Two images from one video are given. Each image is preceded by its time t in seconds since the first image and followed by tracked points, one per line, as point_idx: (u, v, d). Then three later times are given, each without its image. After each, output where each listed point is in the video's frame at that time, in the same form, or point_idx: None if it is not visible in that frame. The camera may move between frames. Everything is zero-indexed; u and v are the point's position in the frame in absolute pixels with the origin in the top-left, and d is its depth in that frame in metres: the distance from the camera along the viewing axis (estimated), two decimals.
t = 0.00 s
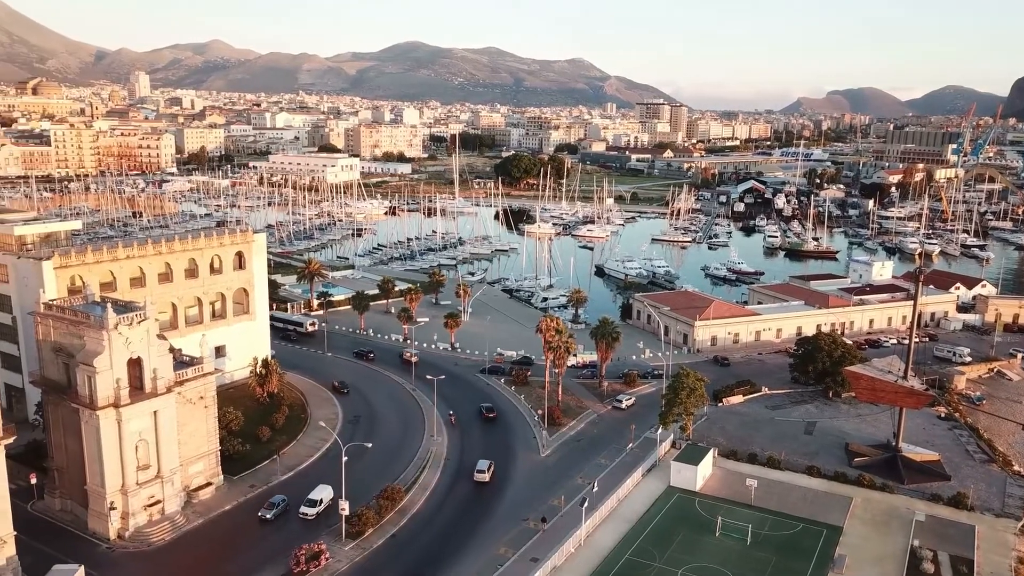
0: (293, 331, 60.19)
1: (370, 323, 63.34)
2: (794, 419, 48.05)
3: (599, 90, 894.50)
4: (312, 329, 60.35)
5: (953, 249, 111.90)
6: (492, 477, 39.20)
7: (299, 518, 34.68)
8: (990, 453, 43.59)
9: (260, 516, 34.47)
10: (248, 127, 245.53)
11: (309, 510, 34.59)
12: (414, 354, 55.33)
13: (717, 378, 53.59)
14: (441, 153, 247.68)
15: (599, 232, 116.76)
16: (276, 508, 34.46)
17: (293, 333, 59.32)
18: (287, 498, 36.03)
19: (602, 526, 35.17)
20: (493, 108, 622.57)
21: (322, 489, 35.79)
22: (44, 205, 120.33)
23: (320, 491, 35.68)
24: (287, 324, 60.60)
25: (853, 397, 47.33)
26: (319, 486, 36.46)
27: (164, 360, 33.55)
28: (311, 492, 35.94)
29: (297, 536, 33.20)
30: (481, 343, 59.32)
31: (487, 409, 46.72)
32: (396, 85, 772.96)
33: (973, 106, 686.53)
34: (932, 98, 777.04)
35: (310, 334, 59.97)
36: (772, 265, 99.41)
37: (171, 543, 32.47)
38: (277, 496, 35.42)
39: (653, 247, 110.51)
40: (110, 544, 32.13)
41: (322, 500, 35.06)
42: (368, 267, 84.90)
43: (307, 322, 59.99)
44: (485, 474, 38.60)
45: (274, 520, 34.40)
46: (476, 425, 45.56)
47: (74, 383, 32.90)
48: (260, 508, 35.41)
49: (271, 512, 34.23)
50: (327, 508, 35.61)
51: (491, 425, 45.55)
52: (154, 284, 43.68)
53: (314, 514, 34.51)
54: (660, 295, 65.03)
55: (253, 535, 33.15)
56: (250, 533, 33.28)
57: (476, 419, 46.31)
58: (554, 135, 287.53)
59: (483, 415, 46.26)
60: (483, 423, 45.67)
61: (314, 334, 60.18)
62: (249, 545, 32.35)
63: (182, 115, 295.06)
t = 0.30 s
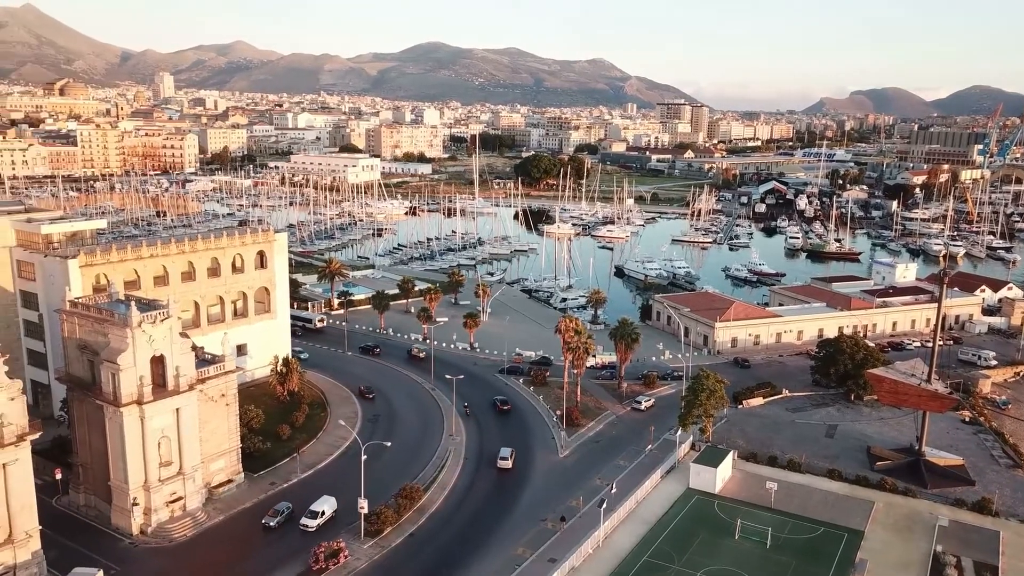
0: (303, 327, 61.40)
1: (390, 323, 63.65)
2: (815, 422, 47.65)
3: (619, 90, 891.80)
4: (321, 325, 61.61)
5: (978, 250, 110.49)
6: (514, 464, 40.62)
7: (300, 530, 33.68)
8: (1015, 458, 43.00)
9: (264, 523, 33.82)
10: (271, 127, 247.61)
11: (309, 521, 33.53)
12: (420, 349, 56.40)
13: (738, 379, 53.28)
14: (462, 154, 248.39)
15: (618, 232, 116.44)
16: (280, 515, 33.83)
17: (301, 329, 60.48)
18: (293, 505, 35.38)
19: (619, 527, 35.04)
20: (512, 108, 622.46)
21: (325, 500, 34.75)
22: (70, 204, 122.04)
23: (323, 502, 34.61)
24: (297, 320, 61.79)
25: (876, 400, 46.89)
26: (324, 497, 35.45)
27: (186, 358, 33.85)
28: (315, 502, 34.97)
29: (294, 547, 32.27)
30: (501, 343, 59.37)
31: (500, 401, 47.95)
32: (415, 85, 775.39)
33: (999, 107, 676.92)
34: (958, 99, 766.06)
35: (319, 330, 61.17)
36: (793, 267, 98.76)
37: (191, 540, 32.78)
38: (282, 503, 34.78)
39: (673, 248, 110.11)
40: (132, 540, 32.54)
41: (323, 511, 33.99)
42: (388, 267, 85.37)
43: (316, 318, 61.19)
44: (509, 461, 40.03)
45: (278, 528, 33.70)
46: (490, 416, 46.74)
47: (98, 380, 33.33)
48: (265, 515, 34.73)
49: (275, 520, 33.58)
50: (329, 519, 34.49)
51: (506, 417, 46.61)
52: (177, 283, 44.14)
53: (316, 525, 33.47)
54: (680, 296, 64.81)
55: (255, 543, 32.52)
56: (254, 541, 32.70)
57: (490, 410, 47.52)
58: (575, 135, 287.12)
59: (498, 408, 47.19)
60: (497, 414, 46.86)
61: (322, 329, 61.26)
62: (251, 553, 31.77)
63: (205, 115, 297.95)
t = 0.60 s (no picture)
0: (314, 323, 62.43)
1: (409, 323, 63.91)
2: (836, 425, 47.24)
3: (638, 91, 888.65)
4: (330, 320, 62.60)
5: (1004, 253, 109.01)
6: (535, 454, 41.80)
7: (297, 542, 32.61)
8: None
9: (266, 531, 33.18)
10: (292, 128, 249.52)
11: (307, 534, 32.42)
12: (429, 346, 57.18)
13: (758, 382, 52.95)
14: (481, 154, 248.89)
15: (638, 233, 116.06)
16: (282, 524, 33.13)
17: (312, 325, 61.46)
18: (298, 513, 34.68)
19: (637, 530, 34.92)
20: (531, 108, 622.09)
21: (326, 511, 33.73)
22: (96, 203, 123.80)
23: (324, 514, 33.52)
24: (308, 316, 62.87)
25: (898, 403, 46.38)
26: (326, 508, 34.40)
27: (208, 357, 34.16)
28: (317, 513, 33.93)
29: (292, 558, 31.44)
30: (519, 344, 59.40)
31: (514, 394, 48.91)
32: (435, 85, 777.47)
33: None
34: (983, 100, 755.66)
35: (328, 326, 62.11)
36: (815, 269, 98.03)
37: (212, 536, 33.06)
38: (286, 510, 34.07)
39: (694, 249, 109.69)
40: (153, 536, 32.88)
41: (322, 523, 32.92)
42: (407, 267, 85.79)
43: (326, 314, 62.15)
44: (530, 450, 41.23)
45: (279, 536, 33.01)
46: (504, 409, 47.74)
47: (121, 377, 33.75)
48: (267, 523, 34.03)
49: (276, 528, 32.91)
50: (330, 532, 33.47)
51: (520, 412, 47.39)
52: (199, 282, 44.59)
53: (312, 538, 32.31)
54: (700, 297, 64.54)
55: (255, 551, 31.85)
56: (254, 549, 31.99)
57: (504, 404, 48.51)
58: (595, 136, 286.55)
59: (512, 401, 48.11)
60: (510, 408, 47.73)
61: (331, 326, 62.05)
62: (252, 559, 31.21)
63: (227, 116, 300.79)
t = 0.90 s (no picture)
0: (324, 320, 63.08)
1: (428, 322, 64.11)
2: (858, 429, 46.79)
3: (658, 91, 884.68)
4: (339, 317, 63.16)
5: None
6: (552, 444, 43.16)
7: (292, 555, 31.57)
8: None
9: (268, 538, 32.49)
10: (313, 128, 251.27)
11: (302, 546, 31.39)
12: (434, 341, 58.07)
13: (778, 384, 52.58)
14: (501, 154, 249.15)
15: (658, 234, 115.60)
16: (283, 532, 32.41)
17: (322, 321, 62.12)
18: (300, 522, 33.91)
19: (655, 532, 34.79)
20: (550, 108, 621.23)
21: (324, 523, 32.67)
22: (120, 203, 125.38)
23: (322, 526, 32.47)
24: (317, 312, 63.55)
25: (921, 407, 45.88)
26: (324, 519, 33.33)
27: (229, 355, 34.40)
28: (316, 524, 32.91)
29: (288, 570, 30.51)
30: (538, 344, 59.38)
31: (527, 389, 49.74)
32: (454, 86, 779.00)
33: None
34: (1010, 100, 744.80)
35: (338, 323, 62.66)
36: (837, 271, 97.23)
37: (232, 533, 33.42)
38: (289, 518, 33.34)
39: (714, 250, 109.18)
40: (175, 532, 33.17)
41: (318, 535, 31.85)
42: (426, 267, 86.10)
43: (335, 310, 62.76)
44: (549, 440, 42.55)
45: (280, 544, 32.31)
46: (516, 403, 48.85)
47: (144, 374, 34.11)
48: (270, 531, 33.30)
49: (278, 536, 32.21)
50: (329, 544, 32.45)
51: (534, 407, 48.20)
52: (221, 281, 45.01)
53: (307, 551, 31.28)
54: (719, 298, 64.20)
55: (255, 560, 31.18)
56: (256, 558, 31.35)
57: (516, 397, 49.56)
58: (615, 136, 285.80)
59: (524, 396, 49.16)
60: (524, 403, 48.56)
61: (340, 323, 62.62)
62: (254, 568, 30.60)
63: (250, 116, 303.26)
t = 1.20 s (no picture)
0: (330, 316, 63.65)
1: (447, 322, 64.30)
2: (880, 433, 46.28)
3: (678, 92, 880.48)
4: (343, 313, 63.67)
5: None
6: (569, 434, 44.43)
7: (285, 568, 30.61)
8: None
9: (269, 546, 31.82)
10: (334, 129, 253.07)
11: (295, 560, 30.38)
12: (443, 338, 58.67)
13: (799, 387, 52.18)
14: (520, 155, 249.34)
15: (678, 235, 115.13)
16: (283, 540, 31.62)
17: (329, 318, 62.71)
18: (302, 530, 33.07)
19: (674, 534, 34.63)
20: (570, 108, 620.43)
21: (319, 535, 31.56)
22: (145, 203, 127.07)
23: (317, 538, 31.36)
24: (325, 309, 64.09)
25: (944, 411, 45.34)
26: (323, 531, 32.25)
27: (250, 354, 34.64)
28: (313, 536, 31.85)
29: None
30: (557, 345, 59.35)
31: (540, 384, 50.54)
32: (473, 86, 780.35)
33: None
34: None
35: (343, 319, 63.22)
36: (860, 273, 96.42)
37: (251, 530, 33.64)
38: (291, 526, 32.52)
39: (735, 251, 108.65)
40: (196, 529, 33.50)
41: (311, 549, 30.77)
42: (445, 267, 86.45)
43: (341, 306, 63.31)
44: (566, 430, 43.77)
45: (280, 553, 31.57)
46: (529, 396, 49.85)
47: (167, 372, 34.47)
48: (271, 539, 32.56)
49: (277, 544, 31.50)
50: (325, 556, 31.45)
51: (547, 401, 49.11)
52: (243, 280, 45.43)
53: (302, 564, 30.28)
54: (740, 300, 63.84)
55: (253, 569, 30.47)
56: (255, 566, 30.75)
57: (529, 391, 50.47)
58: (635, 137, 285.00)
59: (538, 390, 49.96)
60: (537, 398, 49.41)
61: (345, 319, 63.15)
62: None
63: (272, 117, 305.97)
